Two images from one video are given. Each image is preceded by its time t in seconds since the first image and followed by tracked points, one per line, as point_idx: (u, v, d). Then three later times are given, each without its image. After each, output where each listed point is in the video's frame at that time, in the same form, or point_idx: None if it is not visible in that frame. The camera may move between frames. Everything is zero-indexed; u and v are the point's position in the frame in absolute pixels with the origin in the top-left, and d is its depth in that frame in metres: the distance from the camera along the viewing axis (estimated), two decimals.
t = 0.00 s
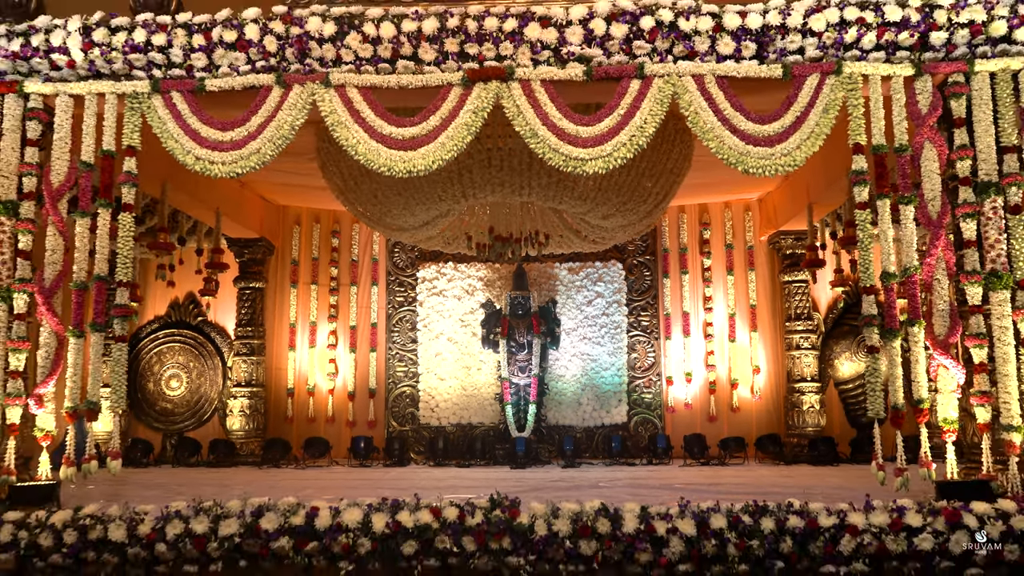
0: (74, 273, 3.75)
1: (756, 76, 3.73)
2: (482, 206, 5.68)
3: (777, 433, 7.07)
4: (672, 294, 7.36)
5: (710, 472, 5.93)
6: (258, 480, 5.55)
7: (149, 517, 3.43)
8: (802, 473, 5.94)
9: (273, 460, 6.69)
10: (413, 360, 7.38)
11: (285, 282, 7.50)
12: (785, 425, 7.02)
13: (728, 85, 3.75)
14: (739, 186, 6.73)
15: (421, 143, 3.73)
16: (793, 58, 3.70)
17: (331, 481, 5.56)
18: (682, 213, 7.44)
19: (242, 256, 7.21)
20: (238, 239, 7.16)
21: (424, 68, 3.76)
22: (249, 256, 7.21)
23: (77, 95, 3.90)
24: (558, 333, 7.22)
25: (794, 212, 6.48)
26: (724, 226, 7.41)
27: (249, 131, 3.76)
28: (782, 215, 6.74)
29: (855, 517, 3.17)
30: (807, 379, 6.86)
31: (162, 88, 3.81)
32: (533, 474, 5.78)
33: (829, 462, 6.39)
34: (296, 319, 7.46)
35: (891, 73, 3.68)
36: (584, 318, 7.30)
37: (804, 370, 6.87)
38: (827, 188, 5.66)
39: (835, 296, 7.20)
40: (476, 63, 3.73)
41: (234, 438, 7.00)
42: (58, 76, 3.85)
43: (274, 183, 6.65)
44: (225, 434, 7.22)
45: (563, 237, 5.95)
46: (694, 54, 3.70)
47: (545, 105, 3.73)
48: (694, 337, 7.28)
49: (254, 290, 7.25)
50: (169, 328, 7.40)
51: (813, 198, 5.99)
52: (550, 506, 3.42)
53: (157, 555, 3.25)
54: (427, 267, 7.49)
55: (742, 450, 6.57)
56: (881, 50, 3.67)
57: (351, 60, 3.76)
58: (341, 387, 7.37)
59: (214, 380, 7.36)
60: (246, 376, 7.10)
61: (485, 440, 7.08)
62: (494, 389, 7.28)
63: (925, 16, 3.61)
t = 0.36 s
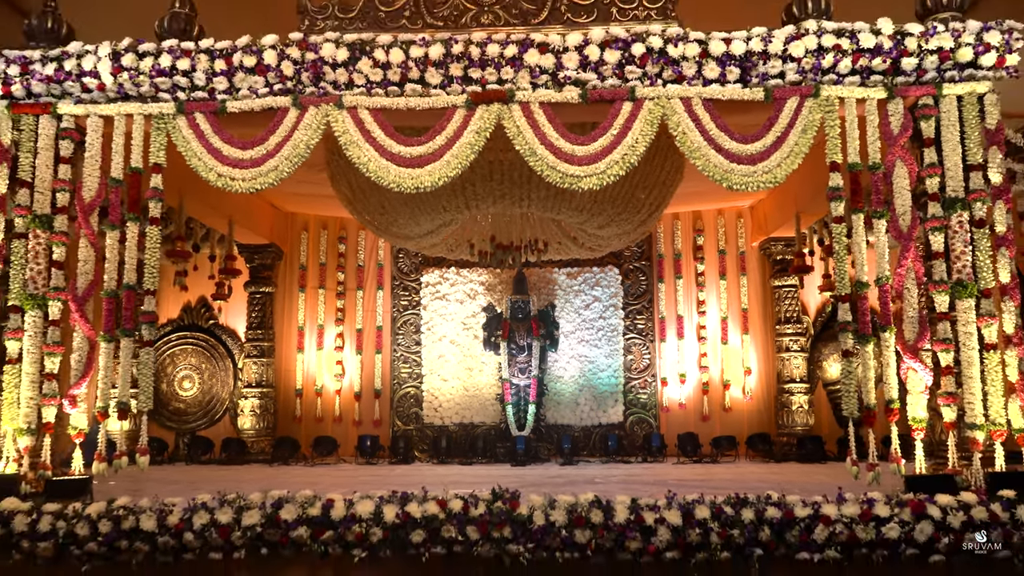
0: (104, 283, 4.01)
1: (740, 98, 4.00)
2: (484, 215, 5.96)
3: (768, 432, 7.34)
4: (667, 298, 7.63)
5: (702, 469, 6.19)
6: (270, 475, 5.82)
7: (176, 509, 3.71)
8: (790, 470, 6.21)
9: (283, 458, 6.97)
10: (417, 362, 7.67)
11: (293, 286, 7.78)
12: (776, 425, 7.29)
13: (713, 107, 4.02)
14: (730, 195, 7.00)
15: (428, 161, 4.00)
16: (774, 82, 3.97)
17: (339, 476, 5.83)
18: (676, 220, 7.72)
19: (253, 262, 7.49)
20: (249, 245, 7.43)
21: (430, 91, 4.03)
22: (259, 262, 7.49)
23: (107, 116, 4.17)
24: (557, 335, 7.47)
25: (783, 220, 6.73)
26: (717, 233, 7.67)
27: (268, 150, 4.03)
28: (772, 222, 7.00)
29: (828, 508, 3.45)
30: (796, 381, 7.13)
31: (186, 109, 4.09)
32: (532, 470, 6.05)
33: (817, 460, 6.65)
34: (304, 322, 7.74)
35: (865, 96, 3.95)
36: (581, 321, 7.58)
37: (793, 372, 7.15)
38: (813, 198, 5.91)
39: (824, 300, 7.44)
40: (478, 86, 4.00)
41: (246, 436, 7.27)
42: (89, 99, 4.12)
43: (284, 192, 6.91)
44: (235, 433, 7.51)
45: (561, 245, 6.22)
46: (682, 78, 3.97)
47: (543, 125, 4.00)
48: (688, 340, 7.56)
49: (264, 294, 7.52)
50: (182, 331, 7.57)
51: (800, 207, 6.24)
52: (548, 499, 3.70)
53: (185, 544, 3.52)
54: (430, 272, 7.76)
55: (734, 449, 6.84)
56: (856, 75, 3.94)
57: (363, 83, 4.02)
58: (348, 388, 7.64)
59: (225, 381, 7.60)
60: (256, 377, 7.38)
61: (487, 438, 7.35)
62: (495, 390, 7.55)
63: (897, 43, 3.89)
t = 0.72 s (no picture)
0: (127, 291, 4.27)
1: (727, 117, 4.23)
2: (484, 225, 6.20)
3: (760, 433, 7.57)
4: (662, 302, 7.86)
5: (695, 467, 6.41)
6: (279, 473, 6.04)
7: (195, 505, 3.94)
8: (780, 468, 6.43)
9: (290, 457, 7.20)
10: (419, 364, 7.90)
11: (300, 290, 8.01)
12: (768, 425, 7.52)
13: (702, 125, 4.25)
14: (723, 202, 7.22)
15: (433, 176, 4.24)
16: (759, 102, 4.20)
17: (345, 475, 6.05)
18: (671, 226, 7.95)
19: (261, 267, 7.72)
20: (257, 251, 7.66)
21: (434, 110, 4.25)
22: (267, 268, 7.73)
23: (128, 133, 4.41)
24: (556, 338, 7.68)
25: (774, 226, 6.95)
26: (711, 239, 7.90)
27: (281, 165, 4.27)
28: (764, 229, 7.22)
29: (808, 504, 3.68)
30: (787, 383, 7.36)
31: (204, 127, 4.32)
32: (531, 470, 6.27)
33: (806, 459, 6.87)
34: (310, 325, 7.97)
35: (845, 115, 4.19)
36: (579, 324, 7.81)
37: (784, 373, 7.38)
38: (802, 206, 6.13)
39: (814, 305, 7.68)
40: (480, 105, 4.23)
41: (254, 435, 7.51)
42: (111, 117, 4.35)
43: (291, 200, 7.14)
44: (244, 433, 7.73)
45: (558, 251, 6.45)
46: (672, 98, 4.20)
47: (541, 142, 4.24)
48: (683, 342, 7.79)
49: (272, 298, 7.76)
50: (191, 334, 7.85)
51: (790, 214, 6.46)
52: (546, 496, 3.93)
53: (205, 537, 3.75)
54: (433, 277, 8.00)
55: (726, 448, 7.06)
56: (837, 95, 4.17)
57: (371, 103, 4.26)
58: (353, 389, 7.87)
59: (235, 383, 7.81)
60: (264, 378, 7.60)
61: (488, 439, 7.58)
62: (496, 391, 7.78)
63: (875, 65, 4.12)
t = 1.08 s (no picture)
0: (148, 300, 4.53)
1: (713, 136, 4.49)
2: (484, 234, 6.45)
3: (751, 433, 7.82)
4: (657, 307, 8.13)
5: (688, 466, 6.66)
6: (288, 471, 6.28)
7: (214, 502, 4.19)
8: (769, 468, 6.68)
9: (297, 456, 7.45)
10: (421, 367, 8.16)
11: (306, 295, 8.28)
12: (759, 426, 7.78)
13: (690, 143, 4.51)
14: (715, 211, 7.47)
15: (436, 192, 4.51)
16: (744, 122, 4.45)
17: (351, 473, 6.30)
18: (666, 233, 8.21)
19: (268, 273, 7.97)
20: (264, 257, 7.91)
21: (438, 129, 4.52)
22: (274, 273, 7.98)
23: (148, 151, 4.67)
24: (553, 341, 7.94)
25: (764, 234, 7.19)
26: (704, 245, 8.16)
27: (293, 182, 4.53)
28: (754, 236, 7.47)
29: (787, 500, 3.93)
30: (777, 385, 7.61)
31: (220, 146, 4.58)
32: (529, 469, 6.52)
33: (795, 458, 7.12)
34: (316, 329, 8.24)
35: (825, 135, 4.44)
36: (577, 328, 8.08)
37: (774, 376, 7.63)
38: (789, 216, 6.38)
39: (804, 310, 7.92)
40: (481, 125, 4.49)
41: (262, 436, 7.75)
42: (133, 135, 4.61)
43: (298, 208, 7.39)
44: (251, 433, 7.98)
45: (555, 258, 6.70)
46: (662, 118, 4.46)
47: (538, 160, 4.50)
48: (677, 346, 8.05)
49: (279, 303, 8.01)
50: (201, 338, 8.09)
51: (778, 223, 6.70)
52: (543, 493, 4.19)
53: (223, 531, 4.00)
54: (435, 283, 8.27)
55: (718, 448, 7.32)
56: (817, 115, 4.42)
57: (377, 123, 4.51)
58: (357, 391, 8.14)
59: (242, 385, 8.08)
60: (272, 380, 7.87)
61: (488, 439, 7.83)
62: (496, 393, 8.04)
63: (852, 88, 4.38)
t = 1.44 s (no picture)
0: (168, 307, 4.79)
1: (704, 152, 4.73)
2: (485, 242, 6.70)
3: (745, 433, 8.06)
4: (653, 310, 8.37)
5: (683, 465, 6.89)
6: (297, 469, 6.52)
7: (231, 498, 4.43)
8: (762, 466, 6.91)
9: (305, 455, 7.69)
10: (424, 369, 8.41)
11: (312, 299, 8.52)
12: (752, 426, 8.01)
13: (681, 159, 4.75)
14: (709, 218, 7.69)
15: (441, 205, 4.75)
16: (733, 138, 4.69)
17: (357, 471, 6.52)
18: (662, 239, 8.45)
19: (276, 278, 8.21)
20: (272, 262, 8.15)
21: (442, 146, 4.75)
22: (282, 278, 8.22)
23: (167, 165, 4.91)
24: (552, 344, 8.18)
25: (755, 241, 7.42)
26: (699, 251, 8.40)
27: (305, 195, 4.77)
28: (747, 242, 7.70)
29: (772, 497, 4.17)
30: (769, 386, 7.84)
31: (236, 160, 4.83)
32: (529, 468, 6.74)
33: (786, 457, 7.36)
34: (322, 331, 8.48)
35: (809, 151, 4.68)
36: (575, 331, 8.33)
37: (767, 377, 7.86)
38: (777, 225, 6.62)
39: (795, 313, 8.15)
40: (483, 141, 4.73)
41: (271, 435, 7.99)
42: (152, 150, 4.85)
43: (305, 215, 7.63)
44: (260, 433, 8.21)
45: (553, 264, 6.94)
46: (655, 134, 4.70)
47: (538, 174, 4.74)
48: (673, 348, 8.29)
49: (287, 307, 8.25)
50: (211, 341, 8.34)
51: (768, 230, 6.93)
52: (542, 490, 4.42)
53: (240, 526, 4.23)
54: (438, 287, 8.51)
55: (712, 447, 7.55)
56: (802, 132, 4.66)
57: (385, 139, 4.75)
58: (363, 393, 8.39)
59: (251, 386, 8.32)
60: (280, 382, 8.09)
61: (489, 439, 8.07)
62: (497, 394, 8.28)
63: (836, 106, 4.61)
